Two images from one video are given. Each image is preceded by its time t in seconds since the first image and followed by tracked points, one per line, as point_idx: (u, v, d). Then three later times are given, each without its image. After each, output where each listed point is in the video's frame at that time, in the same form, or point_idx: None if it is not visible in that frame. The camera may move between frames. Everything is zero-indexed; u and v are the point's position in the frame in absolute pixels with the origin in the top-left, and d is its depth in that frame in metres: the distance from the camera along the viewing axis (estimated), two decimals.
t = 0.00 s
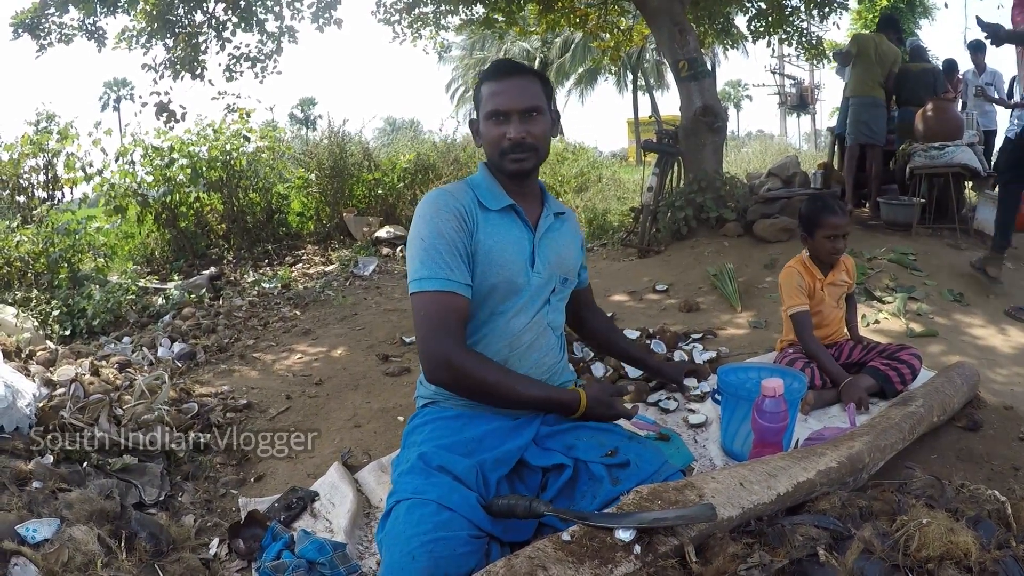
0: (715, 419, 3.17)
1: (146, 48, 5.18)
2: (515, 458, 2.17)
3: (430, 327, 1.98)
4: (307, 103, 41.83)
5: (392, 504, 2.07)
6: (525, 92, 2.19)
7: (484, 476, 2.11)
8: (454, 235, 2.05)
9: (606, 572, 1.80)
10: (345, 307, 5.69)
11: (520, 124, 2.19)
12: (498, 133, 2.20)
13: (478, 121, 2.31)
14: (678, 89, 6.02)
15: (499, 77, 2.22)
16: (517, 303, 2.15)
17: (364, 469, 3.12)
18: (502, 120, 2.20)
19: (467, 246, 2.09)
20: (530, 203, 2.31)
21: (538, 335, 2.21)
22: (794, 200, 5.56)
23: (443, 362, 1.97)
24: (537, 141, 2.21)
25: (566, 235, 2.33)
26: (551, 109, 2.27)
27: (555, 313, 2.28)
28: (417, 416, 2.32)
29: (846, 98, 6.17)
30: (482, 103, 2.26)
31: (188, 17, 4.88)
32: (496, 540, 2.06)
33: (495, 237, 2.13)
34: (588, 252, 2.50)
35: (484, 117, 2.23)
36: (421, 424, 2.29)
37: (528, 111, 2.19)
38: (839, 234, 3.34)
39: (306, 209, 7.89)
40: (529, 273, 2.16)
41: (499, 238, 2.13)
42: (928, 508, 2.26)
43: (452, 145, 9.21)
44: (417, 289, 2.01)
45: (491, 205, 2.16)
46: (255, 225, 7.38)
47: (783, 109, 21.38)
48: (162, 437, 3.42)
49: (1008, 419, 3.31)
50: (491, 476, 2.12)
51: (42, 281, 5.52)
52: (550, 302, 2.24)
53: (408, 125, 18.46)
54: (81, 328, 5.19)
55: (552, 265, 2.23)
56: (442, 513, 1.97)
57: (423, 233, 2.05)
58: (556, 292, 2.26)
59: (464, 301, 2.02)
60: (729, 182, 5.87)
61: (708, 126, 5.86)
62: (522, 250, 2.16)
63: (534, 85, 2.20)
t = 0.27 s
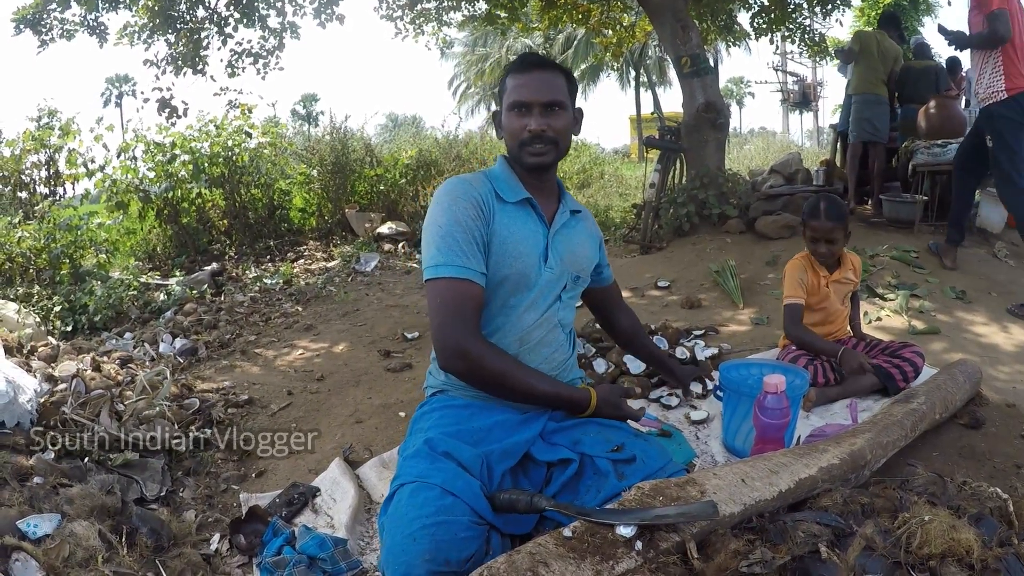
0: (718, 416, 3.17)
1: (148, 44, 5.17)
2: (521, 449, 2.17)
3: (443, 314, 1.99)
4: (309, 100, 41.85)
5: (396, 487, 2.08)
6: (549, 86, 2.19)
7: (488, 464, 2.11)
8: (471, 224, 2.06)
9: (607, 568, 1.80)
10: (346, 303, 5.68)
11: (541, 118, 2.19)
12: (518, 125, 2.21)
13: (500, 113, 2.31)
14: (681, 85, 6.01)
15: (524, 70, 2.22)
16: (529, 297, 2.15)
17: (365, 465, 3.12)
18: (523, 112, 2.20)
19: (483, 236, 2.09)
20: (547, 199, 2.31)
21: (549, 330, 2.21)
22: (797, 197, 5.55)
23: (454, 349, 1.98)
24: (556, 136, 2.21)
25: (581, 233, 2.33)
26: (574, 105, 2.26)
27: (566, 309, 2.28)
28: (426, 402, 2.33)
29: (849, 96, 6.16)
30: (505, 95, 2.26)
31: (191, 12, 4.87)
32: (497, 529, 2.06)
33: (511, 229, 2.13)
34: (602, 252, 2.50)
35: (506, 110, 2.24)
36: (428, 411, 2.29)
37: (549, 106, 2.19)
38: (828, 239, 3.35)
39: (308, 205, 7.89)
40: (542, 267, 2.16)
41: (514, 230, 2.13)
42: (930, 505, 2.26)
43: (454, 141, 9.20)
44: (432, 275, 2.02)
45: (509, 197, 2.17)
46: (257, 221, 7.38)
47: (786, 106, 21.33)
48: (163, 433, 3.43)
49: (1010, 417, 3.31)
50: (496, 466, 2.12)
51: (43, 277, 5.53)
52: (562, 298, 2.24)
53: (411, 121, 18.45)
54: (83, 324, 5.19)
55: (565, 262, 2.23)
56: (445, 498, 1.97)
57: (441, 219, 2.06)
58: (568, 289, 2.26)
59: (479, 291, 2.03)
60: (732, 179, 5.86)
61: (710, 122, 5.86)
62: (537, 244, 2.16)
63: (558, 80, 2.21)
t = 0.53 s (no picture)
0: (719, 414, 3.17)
1: (151, 41, 5.18)
2: (524, 448, 2.18)
3: (447, 310, 1.99)
4: (312, 98, 41.97)
5: (399, 485, 2.09)
6: (553, 85, 2.19)
7: (491, 461, 2.11)
8: (476, 221, 2.07)
9: (609, 566, 1.80)
10: (348, 300, 5.69)
11: (544, 116, 2.19)
12: (522, 123, 2.21)
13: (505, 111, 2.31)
14: (683, 83, 6.01)
15: (528, 69, 2.22)
16: (532, 295, 2.15)
17: (367, 462, 3.12)
18: (527, 110, 2.20)
19: (487, 232, 2.09)
20: (551, 198, 2.31)
21: (551, 328, 2.21)
22: (799, 195, 5.55)
23: (457, 345, 1.98)
24: (560, 135, 2.21)
25: (585, 232, 2.33)
26: (578, 104, 2.26)
27: (568, 308, 2.28)
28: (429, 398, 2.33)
29: (852, 93, 6.14)
30: (510, 93, 2.26)
31: (193, 10, 4.87)
32: (500, 528, 2.06)
33: (514, 226, 2.13)
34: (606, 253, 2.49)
35: (511, 108, 2.24)
36: (431, 408, 2.30)
37: (553, 104, 2.19)
38: (824, 245, 3.36)
39: (310, 203, 7.88)
40: (545, 266, 2.16)
41: (517, 228, 2.13)
42: (932, 503, 2.26)
43: (456, 139, 9.20)
44: (436, 271, 2.02)
45: (513, 195, 2.17)
46: (259, 219, 7.39)
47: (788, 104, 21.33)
48: (165, 430, 3.43)
49: (1012, 415, 3.30)
50: (498, 464, 2.13)
51: (46, 274, 5.54)
52: (564, 297, 2.24)
53: (414, 118, 18.45)
54: (85, 321, 5.20)
55: (569, 260, 2.23)
56: (448, 497, 1.98)
57: (446, 216, 2.07)
58: (570, 288, 2.26)
59: (482, 288, 2.03)
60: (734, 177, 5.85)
61: (712, 120, 5.86)
62: (540, 242, 2.16)
63: (563, 79, 2.20)
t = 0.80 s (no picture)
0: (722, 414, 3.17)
1: (153, 41, 5.19)
2: (526, 448, 2.18)
3: (446, 312, 1.99)
4: (313, 97, 42.01)
5: (402, 487, 2.09)
6: (536, 80, 2.19)
7: (493, 462, 2.11)
8: (470, 221, 2.06)
9: (611, 565, 1.80)
10: (350, 299, 5.70)
11: (528, 112, 2.18)
12: (507, 121, 2.21)
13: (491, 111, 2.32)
14: (685, 82, 6.01)
15: (511, 66, 2.22)
16: (531, 292, 2.16)
17: (369, 461, 3.12)
18: (511, 108, 2.20)
19: (482, 232, 2.09)
20: (544, 194, 2.31)
21: (551, 325, 2.22)
22: (801, 194, 5.55)
23: (457, 346, 1.98)
24: (545, 130, 2.20)
25: (580, 227, 2.33)
26: (562, 98, 2.26)
27: (568, 304, 2.29)
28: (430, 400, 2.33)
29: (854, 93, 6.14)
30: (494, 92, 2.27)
31: (195, 9, 4.87)
32: (502, 528, 2.06)
33: (509, 225, 2.13)
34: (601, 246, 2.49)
35: (496, 106, 2.25)
36: (431, 410, 2.30)
37: (536, 100, 2.18)
38: (825, 258, 3.34)
39: (313, 202, 7.89)
40: (541, 262, 2.16)
41: (512, 226, 2.13)
42: (934, 502, 2.27)
43: (458, 138, 9.20)
44: (433, 273, 2.02)
45: (506, 194, 2.17)
46: (261, 218, 7.40)
47: (790, 104, 21.31)
48: (168, 429, 3.44)
49: (1015, 415, 3.30)
50: (501, 464, 2.13)
51: (48, 273, 5.56)
52: (562, 293, 2.24)
53: (416, 118, 18.46)
54: (88, 320, 5.22)
55: (565, 256, 2.23)
56: (450, 498, 1.98)
57: (440, 217, 2.07)
58: (568, 284, 2.26)
59: (479, 288, 2.03)
60: (737, 176, 5.85)
61: (714, 119, 5.86)
62: (535, 239, 2.16)
63: (546, 75, 2.20)
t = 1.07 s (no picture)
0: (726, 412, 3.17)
1: (155, 43, 5.19)
2: (530, 448, 2.18)
3: (413, 320, 2.02)
4: (316, 97, 42.10)
5: (407, 491, 2.09)
6: (505, 78, 2.19)
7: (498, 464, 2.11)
8: (450, 230, 2.05)
9: (616, 564, 1.81)
10: (354, 299, 5.70)
11: (500, 112, 2.19)
12: (479, 123, 2.23)
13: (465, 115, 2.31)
14: (688, 79, 6.00)
15: (478, 68, 2.23)
16: (526, 290, 2.15)
17: (374, 460, 3.12)
18: (483, 110, 2.21)
19: (465, 239, 2.08)
20: (531, 189, 2.31)
21: (551, 321, 2.22)
22: (805, 191, 5.53)
23: (421, 353, 2.01)
24: (519, 128, 2.21)
25: (569, 220, 2.32)
26: (535, 93, 2.25)
27: (567, 298, 2.28)
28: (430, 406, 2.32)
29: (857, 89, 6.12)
30: (466, 95, 2.27)
31: (197, 11, 4.88)
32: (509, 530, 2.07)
33: (496, 226, 2.12)
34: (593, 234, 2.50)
35: (469, 110, 2.25)
36: (433, 415, 2.29)
37: (508, 98, 2.19)
38: (829, 275, 3.31)
39: (316, 203, 7.84)
40: (536, 259, 2.15)
41: (499, 227, 2.12)
42: (939, 501, 2.26)
43: (461, 137, 9.20)
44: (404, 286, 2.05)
45: (490, 196, 2.16)
46: (265, 218, 7.42)
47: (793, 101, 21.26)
48: (173, 429, 3.46)
49: (1020, 412, 3.30)
50: (505, 466, 2.13)
51: (53, 275, 5.58)
52: (559, 287, 2.24)
53: (419, 117, 18.50)
54: (93, 321, 5.24)
55: (559, 250, 2.23)
56: (456, 502, 1.98)
57: (415, 231, 2.06)
58: (564, 278, 2.26)
59: (451, 295, 2.03)
60: (741, 173, 5.84)
61: (717, 116, 5.85)
62: (526, 237, 2.15)
63: (516, 70, 2.20)
